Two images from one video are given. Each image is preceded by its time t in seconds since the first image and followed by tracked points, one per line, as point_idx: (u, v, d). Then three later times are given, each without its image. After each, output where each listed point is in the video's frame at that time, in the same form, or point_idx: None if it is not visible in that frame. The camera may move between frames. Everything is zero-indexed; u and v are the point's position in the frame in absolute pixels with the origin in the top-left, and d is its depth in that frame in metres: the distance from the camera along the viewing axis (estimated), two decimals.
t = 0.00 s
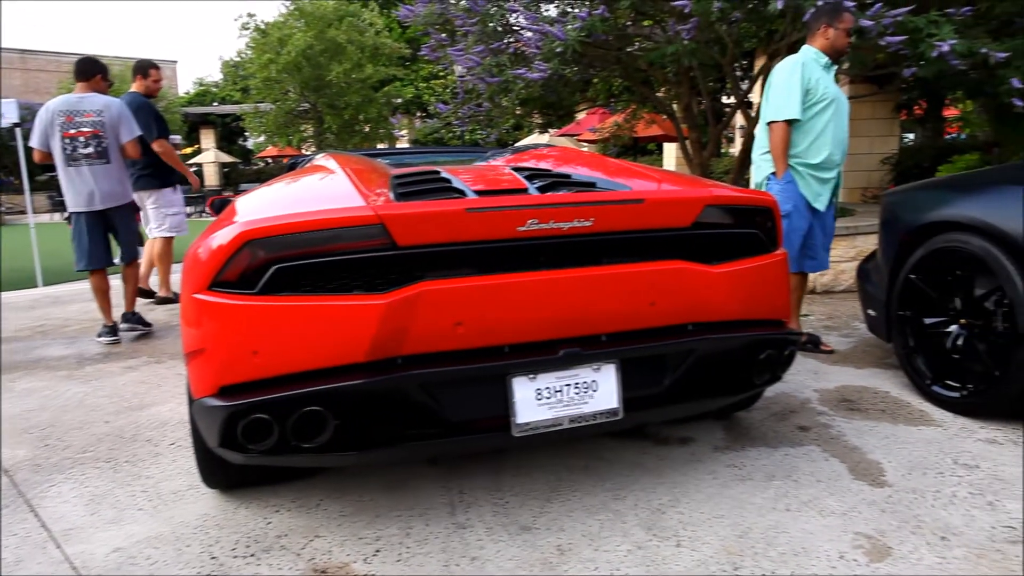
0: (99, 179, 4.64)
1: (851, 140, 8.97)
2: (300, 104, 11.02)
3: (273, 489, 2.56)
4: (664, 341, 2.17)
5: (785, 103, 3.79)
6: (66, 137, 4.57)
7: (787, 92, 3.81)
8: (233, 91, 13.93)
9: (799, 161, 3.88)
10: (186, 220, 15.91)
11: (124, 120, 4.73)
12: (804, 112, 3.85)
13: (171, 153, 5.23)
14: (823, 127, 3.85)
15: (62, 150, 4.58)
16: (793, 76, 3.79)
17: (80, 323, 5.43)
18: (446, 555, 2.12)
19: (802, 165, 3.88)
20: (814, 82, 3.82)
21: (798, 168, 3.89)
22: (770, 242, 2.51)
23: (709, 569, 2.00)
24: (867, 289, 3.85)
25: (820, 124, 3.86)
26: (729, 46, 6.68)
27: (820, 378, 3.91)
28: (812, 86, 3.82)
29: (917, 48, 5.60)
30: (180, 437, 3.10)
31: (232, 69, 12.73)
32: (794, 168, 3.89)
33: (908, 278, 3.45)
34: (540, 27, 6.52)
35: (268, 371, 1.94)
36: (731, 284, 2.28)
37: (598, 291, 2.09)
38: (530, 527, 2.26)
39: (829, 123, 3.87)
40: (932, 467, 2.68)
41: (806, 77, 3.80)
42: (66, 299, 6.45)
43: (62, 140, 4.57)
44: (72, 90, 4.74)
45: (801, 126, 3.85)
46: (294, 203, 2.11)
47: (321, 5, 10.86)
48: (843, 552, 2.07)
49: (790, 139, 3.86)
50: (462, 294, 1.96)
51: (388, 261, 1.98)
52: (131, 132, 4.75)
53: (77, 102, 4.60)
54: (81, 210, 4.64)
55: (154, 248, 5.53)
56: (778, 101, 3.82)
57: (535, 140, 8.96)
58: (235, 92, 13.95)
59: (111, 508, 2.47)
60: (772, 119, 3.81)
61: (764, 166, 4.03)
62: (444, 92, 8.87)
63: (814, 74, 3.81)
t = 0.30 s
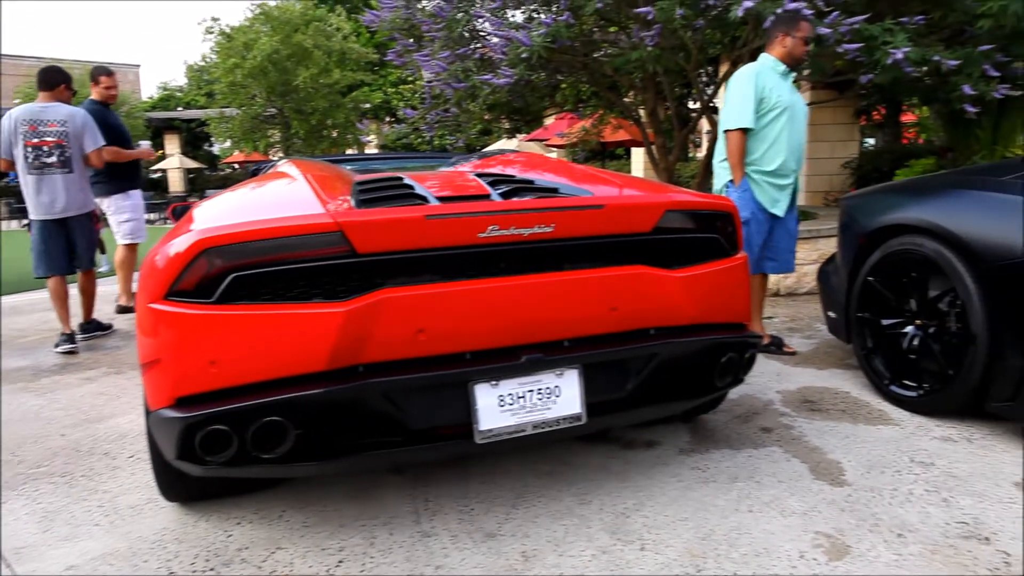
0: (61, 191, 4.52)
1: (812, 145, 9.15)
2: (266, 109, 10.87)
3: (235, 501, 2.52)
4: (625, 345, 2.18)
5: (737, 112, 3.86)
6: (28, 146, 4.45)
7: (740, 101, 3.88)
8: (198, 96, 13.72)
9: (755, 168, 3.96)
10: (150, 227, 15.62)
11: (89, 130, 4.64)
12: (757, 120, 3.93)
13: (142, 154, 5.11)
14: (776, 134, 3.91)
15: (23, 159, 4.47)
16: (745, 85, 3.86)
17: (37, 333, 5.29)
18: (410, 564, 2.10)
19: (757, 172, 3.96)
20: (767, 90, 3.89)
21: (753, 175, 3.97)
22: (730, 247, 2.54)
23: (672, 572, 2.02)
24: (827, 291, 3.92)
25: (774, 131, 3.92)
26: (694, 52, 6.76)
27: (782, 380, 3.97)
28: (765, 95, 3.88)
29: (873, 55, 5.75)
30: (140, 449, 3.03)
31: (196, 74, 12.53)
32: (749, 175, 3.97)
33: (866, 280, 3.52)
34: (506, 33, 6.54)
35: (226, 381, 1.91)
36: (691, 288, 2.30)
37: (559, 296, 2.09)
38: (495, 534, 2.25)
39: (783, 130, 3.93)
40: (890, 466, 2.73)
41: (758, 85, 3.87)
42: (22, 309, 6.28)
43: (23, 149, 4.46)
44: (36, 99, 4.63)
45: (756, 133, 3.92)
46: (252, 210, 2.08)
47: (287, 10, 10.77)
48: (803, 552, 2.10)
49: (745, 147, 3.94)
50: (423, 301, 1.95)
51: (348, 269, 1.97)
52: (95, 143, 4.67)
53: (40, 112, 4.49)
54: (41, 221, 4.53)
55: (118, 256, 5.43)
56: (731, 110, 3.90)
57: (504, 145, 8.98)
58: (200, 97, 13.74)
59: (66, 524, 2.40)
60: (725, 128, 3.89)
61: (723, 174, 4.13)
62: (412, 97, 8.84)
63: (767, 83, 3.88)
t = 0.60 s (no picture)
0: (21, 190, 4.45)
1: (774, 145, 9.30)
2: (230, 110, 10.67)
3: (194, 509, 2.47)
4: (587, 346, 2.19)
5: (686, 119, 3.97)
6: None
7: (688, 108, 3.98)
8: (159, 97, 13.45)
9: (707, 171, 4.05)
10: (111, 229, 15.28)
11: (48, 130, 4.54)
12: (708, 125, 4.02)
13: (92, 154, 4.93)
14: (726, 138, 3.99)
15: None
16: (693, 92, 3.96)
17: None
18: (373, 569, 2.08)
19: (710, 174, 4.04)
20: (716, 95, 3.96)
21: (706, 178, 4.06)
22: (690, 246, 2.57)
23: (635, 571, 2.03)
24: (788, 289, 3.99)
25: (724, 135, 4.00)
26: (658, 54, 6.82)
27: (745, 377, 4.02)
28: (714, 100, 3.96)
29: (830, 58, 5.86)
30: (95, 458, 2.96)
31: (157, 74, 12.28)
32: (702, 178, 4.07)
33: (825, 279, 3.59)
34: (470, 34, 6.54)
35: (182, 387, 1.86)
36: (652, 288, 2.32)
37: (521, 297, 2.10)
38: (459, 536, 2.24)
39: (733, 133, 4.00)
40: (848, 460, 2.79)
41: (707, 91, 3.95)
42: None
43: None
44: None
45: (707, 138, 4.01)
46: (207, 213, 2.04)
47: (250, 9, 10.60)
48: (764, 547, 2.13)
49: (696, 151, 4.04)
50: (382, 303, 1.94)
51: (306, 272, 1.94)
52: (55, 143, 4.59)
53: None
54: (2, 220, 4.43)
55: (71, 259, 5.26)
56: (682, 117, 4.00)
57: (472, 147, 8.96)
58: (161, 98, 13.48)
59: (16, 537, 2.33)
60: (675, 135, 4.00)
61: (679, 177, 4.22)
62: (378, 98, 8.78)
63: (715, 88, 3.96)
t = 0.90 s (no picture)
0: None
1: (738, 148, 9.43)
2: (193, 112, 10.42)
3: (152, 520, 2.41)
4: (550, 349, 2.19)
5: (654, 122, 4.06)
6: None
7: (656, 113, 4.08)
8: (119, 99, 13.17)
9: (676, 172, 4.12)
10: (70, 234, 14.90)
11: None
12: (676, 128, 4.11)
13: (30, 155, 4.81)
14: (694, 140, 4.07)
15: None
16: (661, 97, 4.06)
17: None
18: None
19: (679, 176, 4.12)
20: (684, 99, 4.05)
21: (676, 179, 4.13)
22: (653, 248, 2.58)
23: (599, 573, 2.03)
24: (751, 290, 4.04)
25: (692, 137, 4.08)
26: (624, 57, 6.83)
27: (709, 378, 4.06)
28: (681, 104, 4.05)
29: (791, 62, 5.97)
30: (48, 471, 2.87)
31: (117, 75, 12.04)
32: (672, 179, 4.14)
33: (787, 279, 3.64)
34: (435, 36, 6.53)
35: (136, 397, 1.82)
36: (614, 290, 2.33)
37: (482, 300, 2.09)
38: (423, 543, 2.23)
39: (701, 136, 4.08)
40: (809, 458, 2.83)
41: (674, 96, 4.04)
42: None
43: None
44: None
45: (675, 140, 4.10)
46: (162, 217, 2.00)
47: (214, 10, 10.36)
48: (726, 546, 2.15)
49: (665, 154, 4.12)
50: (342, 308, 1.92)
51: (263, 277, 1.91)
52: None
53: None
54: None
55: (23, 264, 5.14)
56: (651, 120, 4.10)
57: (440, 150, 8.93)
58: (121, 100, 13.19)
59: None
60: (644, 138, 4.10)
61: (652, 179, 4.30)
62: (344, 100, 8.71)
63: (683, 92, 4.05)
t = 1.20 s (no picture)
0: None
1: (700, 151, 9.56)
2: (152, 112, 10.10)
3: (101, 532, 2.35)
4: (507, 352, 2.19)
5: (644, 124, 4.16)
6: None
7: (645, 115, 4.18)
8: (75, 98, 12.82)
9: (662, 174, 4.23)
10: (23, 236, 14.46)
11: None
12: (663, 132, 4.22)
13: None
14: (680, 144, 4.20)
15: None
16: (650, 100, 4.16)
17: None
18: None
19: (665, 178, 4.23)
20: (672, 103, 4.17)
21: (661, 181, 4.24)
22: (611, 250, 2.60)
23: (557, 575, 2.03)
24: (711, 292, 4.09)
25: (678, 141, 4.20)
26: (587, 60, 6.90)
27: (670, 379, 4.09)
28: (670, 107, 4.17)
29: (749, 66, 6.08)
30: None
31: (73, 74, 11.74)
32: (658, 180, 4.24)
33: (745, 281, 3.70)
34: (396, 38, 6.50)
35: (81, 405, 1.76)
36: (571, 292, 2.34)
37: (439, 303, 2.08)
38: (381, 549, 2.20)
39: (687, 140, 4.21)
40: (766, 457, 2.87)
41: (663, 99, 4.16)
42: None
43: None
44: None
45: (663, 143, 4.21)
46: (110, 221, 1.95)
47: (173, 9, 9.99)
48: (683, 546, 2.16)
49: (652, 156, 4.23)
50: (295, 312, 1.89)
51: (215, 281, 1.87)
52: None
53: None
54: None
55: None
56: (640, 122, 4.19)
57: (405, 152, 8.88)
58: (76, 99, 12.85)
59: None
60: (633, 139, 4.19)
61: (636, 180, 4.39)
62: (307, 101, 8.62)
63: (671, 97, 4.16)
